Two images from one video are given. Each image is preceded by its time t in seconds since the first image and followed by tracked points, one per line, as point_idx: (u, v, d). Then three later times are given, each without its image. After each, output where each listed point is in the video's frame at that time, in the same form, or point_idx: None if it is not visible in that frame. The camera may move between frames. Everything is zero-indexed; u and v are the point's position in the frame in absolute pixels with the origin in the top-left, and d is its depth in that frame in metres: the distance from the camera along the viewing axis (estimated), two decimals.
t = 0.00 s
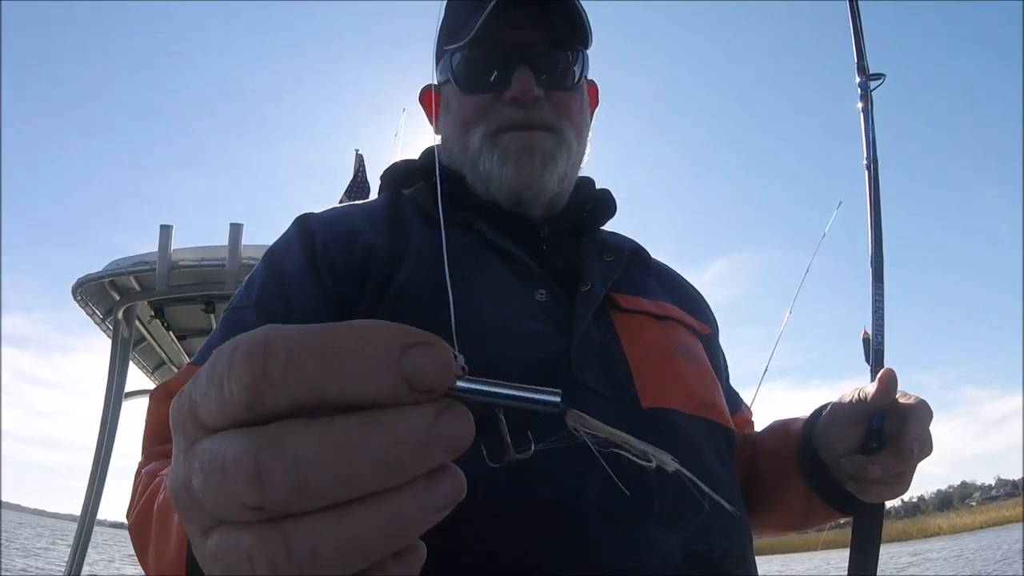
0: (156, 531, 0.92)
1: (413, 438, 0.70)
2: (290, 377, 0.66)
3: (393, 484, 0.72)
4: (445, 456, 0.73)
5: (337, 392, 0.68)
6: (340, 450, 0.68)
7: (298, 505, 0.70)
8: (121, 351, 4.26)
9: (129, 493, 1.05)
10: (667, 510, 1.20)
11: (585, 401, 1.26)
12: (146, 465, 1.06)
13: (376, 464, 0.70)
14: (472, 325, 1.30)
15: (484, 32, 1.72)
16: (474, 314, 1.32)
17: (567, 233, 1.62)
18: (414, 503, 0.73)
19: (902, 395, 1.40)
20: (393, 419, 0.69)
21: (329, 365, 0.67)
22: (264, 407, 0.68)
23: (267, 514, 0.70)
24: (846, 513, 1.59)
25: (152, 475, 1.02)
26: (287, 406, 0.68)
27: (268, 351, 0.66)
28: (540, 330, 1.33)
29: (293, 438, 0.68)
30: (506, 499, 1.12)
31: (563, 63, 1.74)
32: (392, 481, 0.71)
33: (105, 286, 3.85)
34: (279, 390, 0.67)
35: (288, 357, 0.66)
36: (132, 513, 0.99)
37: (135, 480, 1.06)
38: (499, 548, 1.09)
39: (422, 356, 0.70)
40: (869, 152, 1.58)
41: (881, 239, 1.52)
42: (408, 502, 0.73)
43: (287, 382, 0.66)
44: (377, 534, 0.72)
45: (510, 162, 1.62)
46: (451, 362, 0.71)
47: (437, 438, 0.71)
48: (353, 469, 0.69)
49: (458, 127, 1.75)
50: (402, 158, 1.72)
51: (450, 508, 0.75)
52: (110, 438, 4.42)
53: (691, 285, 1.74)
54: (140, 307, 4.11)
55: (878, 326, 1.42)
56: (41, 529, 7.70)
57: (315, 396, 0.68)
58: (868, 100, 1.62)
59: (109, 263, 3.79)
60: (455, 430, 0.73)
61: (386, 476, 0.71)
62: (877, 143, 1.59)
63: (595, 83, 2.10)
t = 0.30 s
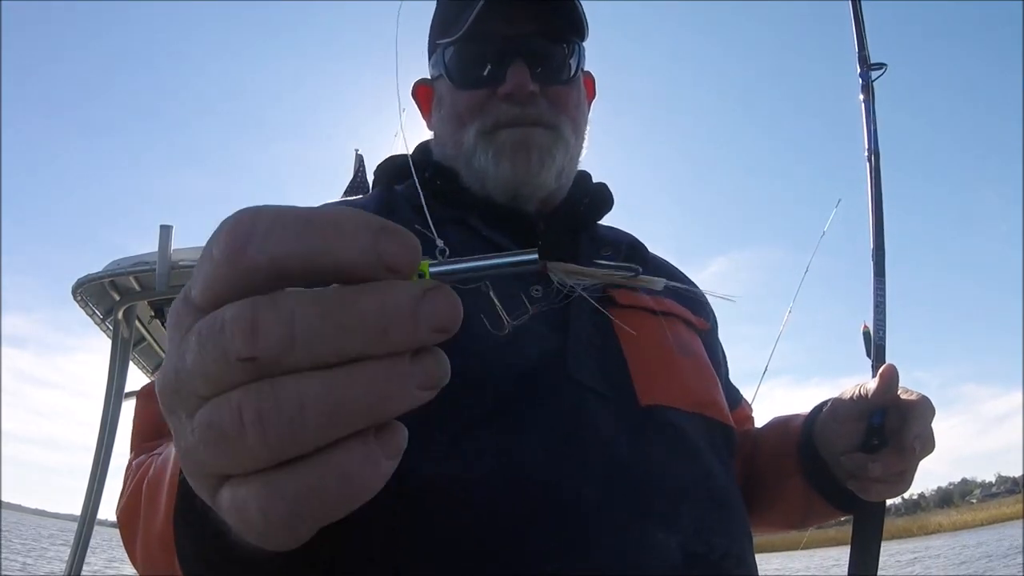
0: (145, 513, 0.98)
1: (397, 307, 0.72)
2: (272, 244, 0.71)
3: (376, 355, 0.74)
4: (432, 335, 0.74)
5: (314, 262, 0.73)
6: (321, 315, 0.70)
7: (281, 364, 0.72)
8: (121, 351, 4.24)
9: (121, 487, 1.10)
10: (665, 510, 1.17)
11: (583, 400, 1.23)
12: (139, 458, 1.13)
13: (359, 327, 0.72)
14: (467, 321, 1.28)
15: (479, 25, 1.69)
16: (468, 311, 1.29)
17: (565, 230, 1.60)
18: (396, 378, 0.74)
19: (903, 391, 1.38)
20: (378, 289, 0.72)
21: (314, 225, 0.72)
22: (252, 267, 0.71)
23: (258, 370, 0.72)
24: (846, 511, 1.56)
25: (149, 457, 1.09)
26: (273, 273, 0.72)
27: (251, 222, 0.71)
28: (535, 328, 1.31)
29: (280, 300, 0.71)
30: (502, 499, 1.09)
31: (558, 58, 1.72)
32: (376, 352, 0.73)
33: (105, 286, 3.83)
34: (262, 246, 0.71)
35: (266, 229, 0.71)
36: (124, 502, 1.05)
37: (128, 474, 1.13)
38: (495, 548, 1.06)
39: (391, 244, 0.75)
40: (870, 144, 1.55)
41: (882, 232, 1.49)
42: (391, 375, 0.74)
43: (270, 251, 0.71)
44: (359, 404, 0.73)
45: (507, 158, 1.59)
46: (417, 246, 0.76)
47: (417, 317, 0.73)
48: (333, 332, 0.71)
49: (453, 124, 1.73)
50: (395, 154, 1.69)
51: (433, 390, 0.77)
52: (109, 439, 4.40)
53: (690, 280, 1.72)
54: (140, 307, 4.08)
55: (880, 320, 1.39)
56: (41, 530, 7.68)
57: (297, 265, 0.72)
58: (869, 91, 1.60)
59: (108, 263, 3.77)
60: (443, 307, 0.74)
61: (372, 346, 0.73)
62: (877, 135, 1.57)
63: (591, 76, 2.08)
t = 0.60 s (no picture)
0: (150, 516, 0.97)
1: (402, 288, 0.71)
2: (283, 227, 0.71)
3: (383, 337, 0.73)
4: (438, 318, 0.72)
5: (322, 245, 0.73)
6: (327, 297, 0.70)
7: (289, 347, 0.72)
8: (121, 351, 4.23)
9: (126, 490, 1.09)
10: (667, 509, 1.16)
11: (584, 399, 1.23)
12: (144, 460, 1.12)
13: (365, 309, 0.71)
14: (468, 321, 1.27)
15: (478, 24, 1.68)
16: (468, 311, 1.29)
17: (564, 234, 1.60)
18: (401, 362, 0.72)
19: (906, 389, 1.37)
20: (384, 270, 0.71)
21: (323, 205, 0.72)
22: (263, 248, 0.72)
23: (268, 352, 0.72)
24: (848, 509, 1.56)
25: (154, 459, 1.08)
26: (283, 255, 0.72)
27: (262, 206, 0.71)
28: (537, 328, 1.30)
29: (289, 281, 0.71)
30: (503, 499, 1.09)
31: (556, 57, 1.71)
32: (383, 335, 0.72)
33: (104, 286, 3.82)
34: (273, 228, 0.71)
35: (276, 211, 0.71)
36: (129, 506, 1.04)
37: (133, 477, 1.11)
38: (495, 549, 1.06)
39: (398, 226, 0.74)
40: (872, 141, 1.55)
41: (885, 229, 1.49)
42: (397, 358, 0.72)
43: (280, 233, 0.71)
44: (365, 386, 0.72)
45: (505, 159, 1.58)
46: (424, 230, 0.75)
47: (422, 297, 0.71)
48: (340, 314, 0.71)
49: (451, 125, 1.72)
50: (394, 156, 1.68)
51: (439, 374, 0.75)
52: (109, 439, 4.39)
53: (691, 277, 1.71)
54: (140, 307, 4.08)
55: (882, 318, 1.39)
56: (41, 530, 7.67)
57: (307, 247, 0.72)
58: (871, 87, 1.60)
59: (108, 263, 3.76)
60: (448, 289, 0.73)
61: (379, 327, 0.72)
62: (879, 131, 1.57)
63: (590, 74, 2.07)
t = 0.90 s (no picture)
0: (152, 522, 0.98)
1: (389, 309, 0.72)
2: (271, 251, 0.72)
3: (373, 359, 0.74)
4: (424, 341, 0.74)
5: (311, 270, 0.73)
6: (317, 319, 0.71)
7: (278, 369, 0.72)
8: (121, 351, 4.23)
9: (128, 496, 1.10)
10: (665, 510, 1.17)
11: (583, 400, 1.23)
12: (146, 465, 1.13)
13: (351, 333, 0.72)
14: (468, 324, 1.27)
15: (478, 26, 1.67)
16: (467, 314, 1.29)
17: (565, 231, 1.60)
18: (389, 383, 0.73)
19: (905, 392, 1.38)
20: (373, 292, 0.73)
21: (312, 230, 0.72)
22: (251, 273, 0.72)
23: (257, 374, 0.72)
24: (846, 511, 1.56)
25: (156, 464, 1.09)
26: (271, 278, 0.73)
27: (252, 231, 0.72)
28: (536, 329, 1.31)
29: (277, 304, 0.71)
30: (502, 499, 1.09)
31: (554, 59, 1.72)
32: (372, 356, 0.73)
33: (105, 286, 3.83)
34: (262, 252, 0.71)
35: (265, 235, 0.72)
36: (132, 511, 1.04)
37: (135, 482, 1.12)
38: (495, 549, 1.06)
39: (386, 249, 0.75)
40: (869, 143, 1.55)
41: (882, 231, 1.49)
42: (385, 380, 0.73)
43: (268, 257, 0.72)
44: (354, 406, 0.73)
45: (506, 164, 1.59)
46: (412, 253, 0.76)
47: (410, 318, 0.73)
48: (328, 336, 0.71)
49: (450, 128, 1.73)
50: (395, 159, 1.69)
51: (427, 395, 0.76)
52: (109, 439, 4.39)
53: (691, 278, 1.72)
54: (140, 307, 4.08)
55: (880, 320, 1.39)
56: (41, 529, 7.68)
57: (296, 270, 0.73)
58: (868, 90, 1.60)
59: (108, 263, 3.77)
60: (434, 312, 0.74)
61: (368, 348, 0.73)
62: (877, 134, 1.57)
63: (589, 75, 2.07)
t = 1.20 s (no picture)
0: (148, 528, 0.98)
1: (376, 366, 0.74)
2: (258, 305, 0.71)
3: (361, 416, 0.75)
4: (412, 398, 0.76)
5: (298, 326, 0.73)
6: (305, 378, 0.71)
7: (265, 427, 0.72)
8: (121, 351, 4.24)
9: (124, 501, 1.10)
10: (663, 512, 1.17)
11: (581, 403, 1.24)
12: (142, 471, 1.13)
13: (339, 391, 0.73)
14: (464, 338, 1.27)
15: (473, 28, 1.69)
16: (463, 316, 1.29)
17: (562, 231, 1.59)
18: (375, 439, 0.75)
19: (898, 395, 1.38)
20: (360, 349, 0.74)
21: (300, 285, 0.73)
22: (239, 329, 0.71)
23: (243, 433, 0.72)
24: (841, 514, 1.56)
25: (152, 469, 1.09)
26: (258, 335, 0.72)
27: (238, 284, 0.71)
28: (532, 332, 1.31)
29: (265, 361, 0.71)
30: (502, 499, 1.10)
31: (548, 60, 1.72)
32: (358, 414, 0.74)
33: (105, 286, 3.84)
34: (248, 308, 0.71)
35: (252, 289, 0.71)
36: (127, 516, 1.04)
37: (131, 487, 1.12)
38: (494, 549, 1.07)
39: (374, 302, 0.76)
40: (864, 146, 1.55)
41: (877, 234, 1.50)
42: (373, 436, 0.75)
43: (254, 313, 0.71)
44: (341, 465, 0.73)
45: (498, 162, 1.59)
46: (400, 306, 0.78)
47: (398, 374, 0.75)
48: (316, 396, 0.72)
49: (444, 128, 1.73)
50: (389, 161, 1.69)
51: (411, 448, 0.77)
52: (109, 439, 4.40)
53: (687, 280, 1.72)
54: (140, 307, 4.08)
55: (874, 323, 1.40)
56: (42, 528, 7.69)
57: (283, 326, 0.73)
58: (863, 93, 1.60)
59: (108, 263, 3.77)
60: (422, 368, 0.76)
61: (355, 405, 0.74)
62: (872, 137, 1.57)
63: (584, 77, 2.08)
